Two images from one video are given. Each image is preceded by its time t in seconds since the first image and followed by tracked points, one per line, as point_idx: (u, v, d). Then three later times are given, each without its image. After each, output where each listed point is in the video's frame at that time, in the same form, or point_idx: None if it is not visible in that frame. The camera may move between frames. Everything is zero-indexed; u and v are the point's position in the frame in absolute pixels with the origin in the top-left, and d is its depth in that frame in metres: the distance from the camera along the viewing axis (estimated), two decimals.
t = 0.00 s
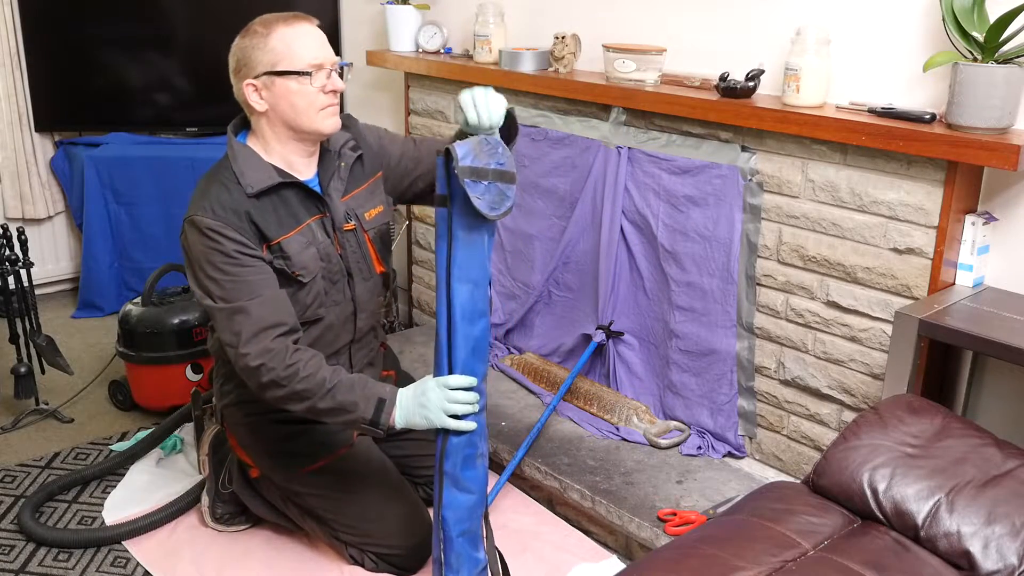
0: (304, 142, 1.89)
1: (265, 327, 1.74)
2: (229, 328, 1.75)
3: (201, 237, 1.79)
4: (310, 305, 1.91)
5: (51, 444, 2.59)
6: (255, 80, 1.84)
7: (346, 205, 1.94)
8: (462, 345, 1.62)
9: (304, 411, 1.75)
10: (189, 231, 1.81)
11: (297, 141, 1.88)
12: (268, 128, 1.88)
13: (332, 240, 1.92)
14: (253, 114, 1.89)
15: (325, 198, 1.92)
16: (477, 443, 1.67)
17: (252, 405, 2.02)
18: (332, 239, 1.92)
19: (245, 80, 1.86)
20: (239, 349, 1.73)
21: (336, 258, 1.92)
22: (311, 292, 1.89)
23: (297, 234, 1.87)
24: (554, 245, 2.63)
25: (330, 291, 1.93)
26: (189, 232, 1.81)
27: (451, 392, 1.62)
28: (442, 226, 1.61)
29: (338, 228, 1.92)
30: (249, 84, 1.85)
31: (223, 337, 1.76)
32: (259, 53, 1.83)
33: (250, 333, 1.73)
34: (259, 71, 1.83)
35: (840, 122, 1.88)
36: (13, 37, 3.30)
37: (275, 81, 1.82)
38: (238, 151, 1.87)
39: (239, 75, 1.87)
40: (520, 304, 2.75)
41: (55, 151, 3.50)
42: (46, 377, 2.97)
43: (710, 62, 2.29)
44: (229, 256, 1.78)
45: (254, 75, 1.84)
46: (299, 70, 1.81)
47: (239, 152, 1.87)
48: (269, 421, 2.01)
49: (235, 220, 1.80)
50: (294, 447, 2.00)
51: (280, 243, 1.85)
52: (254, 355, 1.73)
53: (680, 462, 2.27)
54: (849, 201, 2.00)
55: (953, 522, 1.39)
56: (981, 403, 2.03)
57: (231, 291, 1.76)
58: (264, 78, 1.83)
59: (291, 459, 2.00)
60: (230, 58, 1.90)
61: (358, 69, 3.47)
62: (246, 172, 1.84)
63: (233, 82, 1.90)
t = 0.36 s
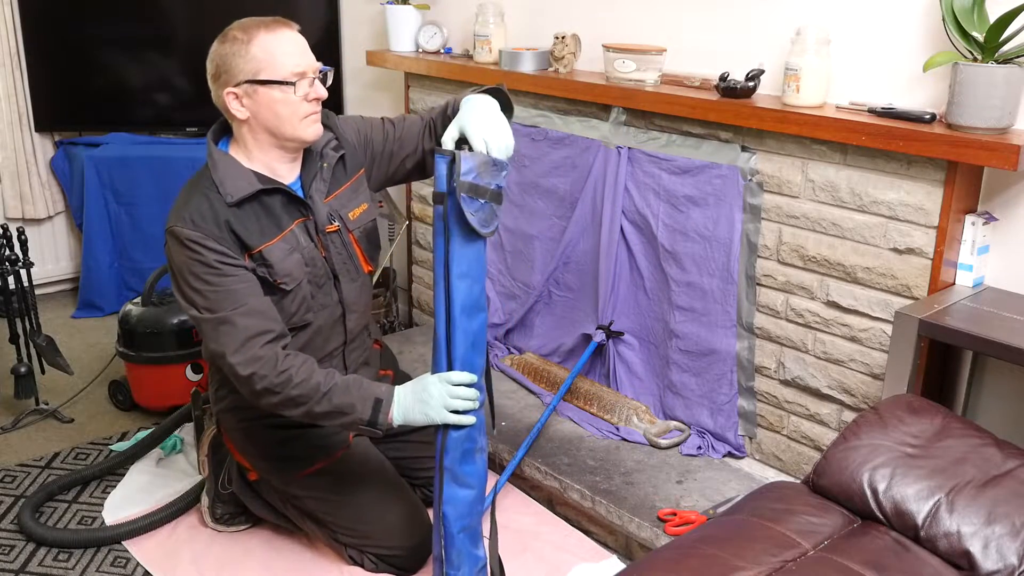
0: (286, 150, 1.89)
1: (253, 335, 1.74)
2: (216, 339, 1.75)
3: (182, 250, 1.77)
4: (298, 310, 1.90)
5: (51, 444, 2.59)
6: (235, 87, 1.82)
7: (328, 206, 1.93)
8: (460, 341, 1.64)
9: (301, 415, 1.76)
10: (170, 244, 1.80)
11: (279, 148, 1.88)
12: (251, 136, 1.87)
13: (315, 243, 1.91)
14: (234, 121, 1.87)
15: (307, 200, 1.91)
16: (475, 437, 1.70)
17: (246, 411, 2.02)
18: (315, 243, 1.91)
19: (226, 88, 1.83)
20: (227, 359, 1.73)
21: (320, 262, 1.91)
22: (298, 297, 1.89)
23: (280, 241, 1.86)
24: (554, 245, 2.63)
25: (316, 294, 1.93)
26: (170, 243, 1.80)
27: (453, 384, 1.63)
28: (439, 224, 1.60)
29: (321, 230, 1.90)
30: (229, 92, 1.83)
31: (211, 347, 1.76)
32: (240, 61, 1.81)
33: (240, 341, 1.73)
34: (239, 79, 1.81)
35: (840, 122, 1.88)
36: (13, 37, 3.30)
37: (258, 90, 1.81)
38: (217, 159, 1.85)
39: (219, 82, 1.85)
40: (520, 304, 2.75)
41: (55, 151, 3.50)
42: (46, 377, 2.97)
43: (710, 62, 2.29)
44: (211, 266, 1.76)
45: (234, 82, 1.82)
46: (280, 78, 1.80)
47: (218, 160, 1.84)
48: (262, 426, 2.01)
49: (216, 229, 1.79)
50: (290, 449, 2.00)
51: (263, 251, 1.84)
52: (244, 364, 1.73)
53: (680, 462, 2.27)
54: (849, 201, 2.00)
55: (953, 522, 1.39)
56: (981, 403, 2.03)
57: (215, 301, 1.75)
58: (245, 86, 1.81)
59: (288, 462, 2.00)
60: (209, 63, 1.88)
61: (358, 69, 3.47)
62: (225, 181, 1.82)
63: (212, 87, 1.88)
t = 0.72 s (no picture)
0: (291, 157, 1.88)
1: (258, 343, 1.73)
2: (221, 346, 1.74)
3: (186, 258, 1.76)
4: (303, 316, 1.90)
5: (51, 444, 2.59)
6: (243, 95, 1.82)
7: (333, 211, 1.92)
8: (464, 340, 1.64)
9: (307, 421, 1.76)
10: (173, 251, 1.79)
11: (285, 156, 1.88)
12: (256, 143, 1.87)
13: (321, 250, 1.90)
14: (239, 128, 1.87)
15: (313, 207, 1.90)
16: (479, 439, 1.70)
17: (246, 412, 2.00)
18: (321, 250, 1.90)
19: (233, 95, 1.82)
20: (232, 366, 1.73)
21: (326, 267, 1.91)
22: (303, 303, 1.89)
23: (285, 249, 1.84)
24: (556, 245, 2.63)
25: (321, 300, 1.93)
26: (173, 251, 1.79)
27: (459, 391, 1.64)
28: (441, 223, 1.61)
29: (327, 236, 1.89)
30: (237, 99, 1.82)
31: (215, 356, 1.76)
32: (248, 69, 1.80)
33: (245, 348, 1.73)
34: (248, 87, 1.81)
35: (840, 122, 1.88)
36: (13, 37, 3.30)
37: (268, 99, 1.80)
38: (221, 166, 1.83)
39: (225, 87, 1.83)
40: (520, 304, 2.75)
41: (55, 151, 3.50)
42: (46, 377, 2.97)
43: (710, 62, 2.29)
44: (216, 274, 1.75)
45: (242, 90, 1.81)
46: (290, 88, 1.80)
47: (221, 167, 1.83)
48: (262, 428, 1.99)
49: (220, 237, 1.78)
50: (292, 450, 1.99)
51: (268, 259, 1.83)
52: (249, 372, 1.72)
53: (680, 462, 2.27)
54: (849, 201, 2.00)
55: (953, 522, 1.39)
56: (981, 403, 2.03)
57: (220, 308, 1.75)
58: (254, 95, 1.81)
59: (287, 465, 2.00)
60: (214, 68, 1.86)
61: (358, 70, 3.47)
62: (230, 189, 1.81)
63: (217, 92, 1.86)
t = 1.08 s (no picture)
0: (298, 155, 1.89)
1: (270, 312, 1.71)
2: (234, 320, 1.71)
3: (195, 242, 1.76)
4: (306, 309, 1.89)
5: (51, 444, 2.59)
6: (252, 89, 1.82)
7: (339, 207, 1.93)
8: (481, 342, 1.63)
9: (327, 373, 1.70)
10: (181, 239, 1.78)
11: (291, 152, 1.88)
12: (262, 138, 1.87)
13: (326, 245, 1.91)
14: (247, 123, 1.87)
15: (319, 200, 1.91)
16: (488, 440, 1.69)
17: (249, 409, 2.03)
18: (326, 244, 1.91)
19: (242, 89, 1.83)
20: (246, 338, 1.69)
21: (330, 262, 1.91)
22: (308, 295, 1.88)
23: (292, 238, 1.85)
24: (556, 244, 2.63)
25: (325, 295, 1.92)
26: (180, 240, 1.78)
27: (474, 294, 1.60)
28: (464, 225, 1.61)
29: (333, 230, 1.90)
30: (246, 92, 1.82)
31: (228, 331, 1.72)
32: (257, 65, 1.80)
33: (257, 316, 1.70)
34: (257, 83, 1.81)
35: (840, 122, 1.88)
36: (13, 37, 3.30)
37: (276, 95, 1.80)
38: (228, 158, 1.85)
39: (235, 79, 1.84)
40: (520, 305, 2.75)
41: (55, 151, 3.50)
42: (46, 378, 2.97)
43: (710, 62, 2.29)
44: (225, 252, 1.75)
45: (251, 84, 1.82)
46: (299, 86, 1.80)
47: (228, 159, 1.85)
48: (265, 425, 2.03)
49: (227, 220, 1.78)
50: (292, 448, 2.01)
51: (275, 246, 1.83)
52: (263, 341, 1.69)
53: (679, 462, 2.27)
54: (849, 201, 2.00)
55: (953, 522, 1.39)
56: (981, 403, 2.03)
57: (230, 284, 1.73)
58: (262, 90, 1.81)
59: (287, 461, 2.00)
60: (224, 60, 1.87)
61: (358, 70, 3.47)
62: (237, 179, 1.82)
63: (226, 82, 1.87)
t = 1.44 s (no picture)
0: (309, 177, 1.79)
1: (274, 348, 1.65)
2: (235, 350, 1.66)
3: (205, 260, 1.69)
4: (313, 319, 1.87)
5: (51, 444, 2.59)
6: (283, 107, 1.68)
7: (348, 216, 1.90)
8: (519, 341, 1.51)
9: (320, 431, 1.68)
10: (190, 251, 1.71)
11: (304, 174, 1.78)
12: (280, 152, 1.76)
13: (334, 253, 1.87)
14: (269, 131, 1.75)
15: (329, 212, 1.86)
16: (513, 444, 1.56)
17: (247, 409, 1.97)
18: (335, 253, 1.87)
19: (275, 102, 1.69)
20: (248, 372, 1.64)
21: (339, 272, 1.88)
22: (317, 309, 1.86)
23: (304, 254, 1.81)
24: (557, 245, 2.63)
25: (332, 303, 1.91)
26: (190, 252, 1.71)
27: (468, 413, 1.55)
28: (517, 223, 1.50)
29: (343, 241, 1.88)
30: (276, 108, 1.68)
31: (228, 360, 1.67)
32: (295, 86, 1.66)
33: (260, 355, 1.64)
34: (291, 106, 1.67)
35: (840, 122, 1.88)
36: (13, 37, 3.30)
37: (304, 127, 1.68)
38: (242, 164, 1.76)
39: (269, 88, 1.69)
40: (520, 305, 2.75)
41: (54, 151, 3.50)
42: (46, 377, 2.97)
43: (710, 62, 2.29)
44: (235, 277, 1.68)
45: (284, 106, 1.68)
46: (330, 129, 1.67)
47: (241, 169, 1.76)
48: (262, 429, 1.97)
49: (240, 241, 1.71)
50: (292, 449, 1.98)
51: (285, 266, 1.78)
52: (264, 379, 1.64)
53: (679, 462, 2.27)
54: (849, 201, 2.00)
55: (953, 522, 1.39)
56: (981, 403, 2.03)
57: (236, 312, 1.66)
58: (292, 116, 1.68)
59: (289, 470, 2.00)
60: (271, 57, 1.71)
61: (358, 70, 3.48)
62: (251, 194, 1.74)
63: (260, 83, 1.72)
